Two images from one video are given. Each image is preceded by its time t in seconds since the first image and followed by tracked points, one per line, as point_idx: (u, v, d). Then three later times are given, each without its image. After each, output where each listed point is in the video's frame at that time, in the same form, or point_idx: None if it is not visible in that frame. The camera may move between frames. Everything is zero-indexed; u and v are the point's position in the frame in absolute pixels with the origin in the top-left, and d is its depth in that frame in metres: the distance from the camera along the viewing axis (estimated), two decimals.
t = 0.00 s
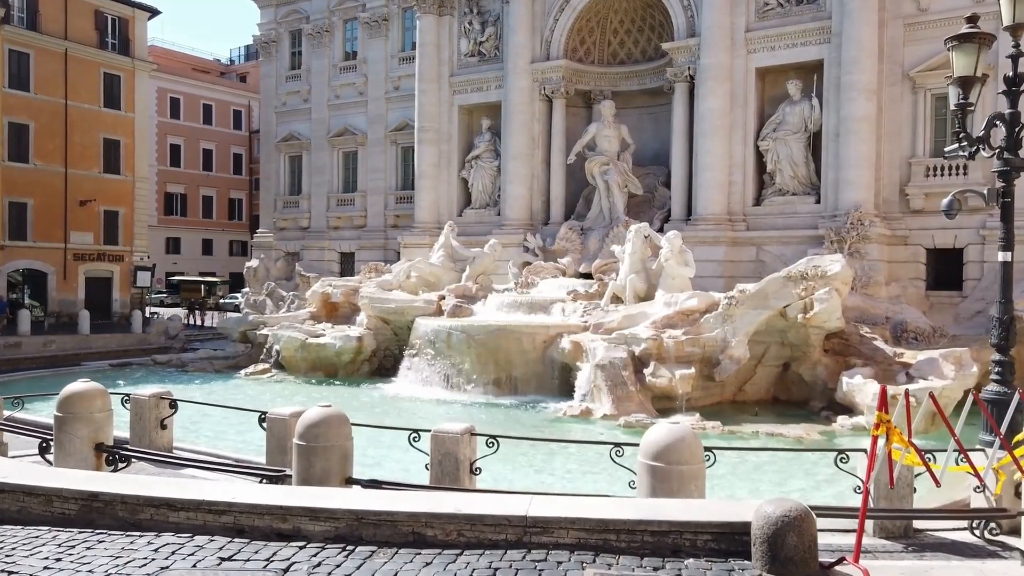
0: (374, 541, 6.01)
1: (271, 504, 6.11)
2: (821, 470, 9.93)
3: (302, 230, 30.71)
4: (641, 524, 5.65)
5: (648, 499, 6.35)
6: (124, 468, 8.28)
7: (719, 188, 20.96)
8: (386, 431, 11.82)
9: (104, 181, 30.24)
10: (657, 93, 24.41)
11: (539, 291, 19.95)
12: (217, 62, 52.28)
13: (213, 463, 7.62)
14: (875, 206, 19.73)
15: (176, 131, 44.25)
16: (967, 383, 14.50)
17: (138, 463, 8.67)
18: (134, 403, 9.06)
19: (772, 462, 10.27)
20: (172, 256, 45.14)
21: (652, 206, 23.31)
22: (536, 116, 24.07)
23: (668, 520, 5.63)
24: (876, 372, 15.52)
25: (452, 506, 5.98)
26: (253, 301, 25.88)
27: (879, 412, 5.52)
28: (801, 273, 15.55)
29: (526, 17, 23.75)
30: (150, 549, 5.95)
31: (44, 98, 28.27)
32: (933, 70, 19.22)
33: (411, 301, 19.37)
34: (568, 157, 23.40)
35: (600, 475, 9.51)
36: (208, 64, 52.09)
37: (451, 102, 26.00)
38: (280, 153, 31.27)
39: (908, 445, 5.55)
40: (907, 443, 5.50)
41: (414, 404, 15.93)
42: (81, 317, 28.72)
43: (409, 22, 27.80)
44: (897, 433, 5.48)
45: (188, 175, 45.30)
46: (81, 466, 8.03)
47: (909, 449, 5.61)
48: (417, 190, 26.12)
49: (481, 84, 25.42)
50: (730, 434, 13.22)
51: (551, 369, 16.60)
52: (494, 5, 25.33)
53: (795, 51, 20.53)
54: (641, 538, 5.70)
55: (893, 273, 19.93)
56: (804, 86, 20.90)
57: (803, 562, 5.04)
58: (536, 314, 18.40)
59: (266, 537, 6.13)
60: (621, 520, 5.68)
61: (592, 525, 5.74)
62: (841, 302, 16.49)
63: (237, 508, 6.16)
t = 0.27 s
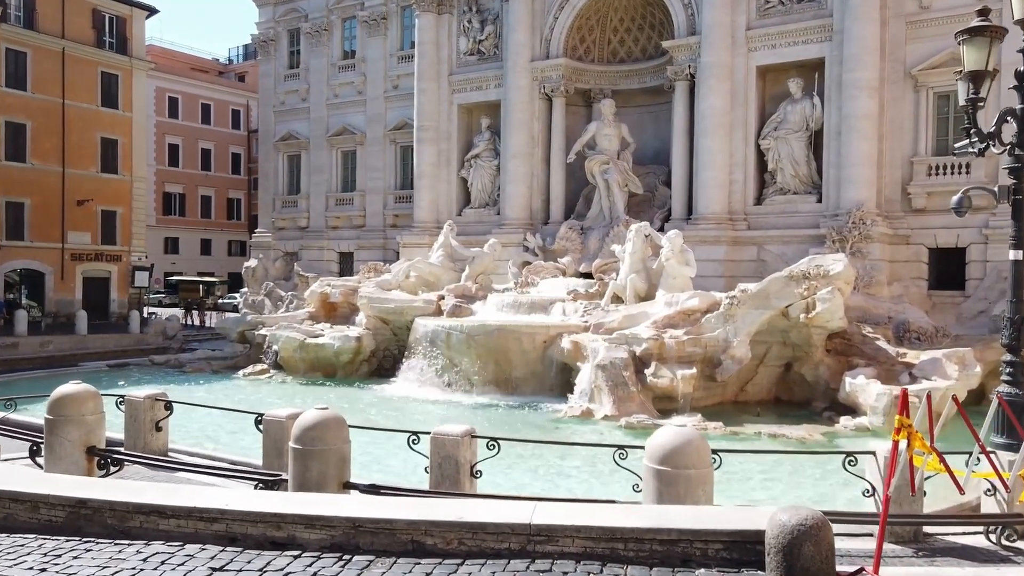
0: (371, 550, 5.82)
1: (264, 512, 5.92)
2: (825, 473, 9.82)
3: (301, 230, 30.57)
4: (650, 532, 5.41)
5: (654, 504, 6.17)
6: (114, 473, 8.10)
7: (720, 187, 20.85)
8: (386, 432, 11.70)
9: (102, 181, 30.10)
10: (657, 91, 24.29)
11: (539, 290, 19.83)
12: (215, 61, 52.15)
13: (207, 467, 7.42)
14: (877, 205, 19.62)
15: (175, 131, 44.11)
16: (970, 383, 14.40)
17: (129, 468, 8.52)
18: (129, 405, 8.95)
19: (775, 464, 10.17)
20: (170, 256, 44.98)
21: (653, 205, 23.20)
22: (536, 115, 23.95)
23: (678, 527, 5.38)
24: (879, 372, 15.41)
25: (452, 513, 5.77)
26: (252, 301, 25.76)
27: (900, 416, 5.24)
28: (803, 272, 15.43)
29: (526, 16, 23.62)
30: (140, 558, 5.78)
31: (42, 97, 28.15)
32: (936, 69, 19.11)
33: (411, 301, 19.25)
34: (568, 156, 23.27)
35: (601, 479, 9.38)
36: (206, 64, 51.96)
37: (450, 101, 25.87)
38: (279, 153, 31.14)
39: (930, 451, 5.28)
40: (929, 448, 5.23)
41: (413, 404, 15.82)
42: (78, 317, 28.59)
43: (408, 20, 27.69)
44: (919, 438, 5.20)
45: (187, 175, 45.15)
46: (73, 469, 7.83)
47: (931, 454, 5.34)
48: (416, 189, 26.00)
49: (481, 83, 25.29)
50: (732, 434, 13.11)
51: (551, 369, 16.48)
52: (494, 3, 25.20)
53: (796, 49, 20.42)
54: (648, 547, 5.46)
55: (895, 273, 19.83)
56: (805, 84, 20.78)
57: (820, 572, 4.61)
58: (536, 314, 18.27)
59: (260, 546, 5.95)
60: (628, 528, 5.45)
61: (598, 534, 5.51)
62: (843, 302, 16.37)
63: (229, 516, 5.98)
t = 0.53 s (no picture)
0: (366, 562, 5.43)
1: (253, 521, 5.54)
2: (830, 474, 9.66)
3: (298, 229, 30.42)
4: (659, 544, 5.03)
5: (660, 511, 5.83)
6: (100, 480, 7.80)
7: (719, 185, 20.72)
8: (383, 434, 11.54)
9: (97, 180, 29.91)
10: (656, 89, 24.15)
11: (537, 289, 19.69)
12: (212, 60, 51.95)
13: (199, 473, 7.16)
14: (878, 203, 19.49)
15: (171, 130, 43.91)
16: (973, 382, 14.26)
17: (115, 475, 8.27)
18: (120, 407, 8.79)
19: (778, 465, 10.02)
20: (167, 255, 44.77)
21: (652, 204, 23.05)
22: (534, 113, 23.81)
23: (689, 538, 5.00)
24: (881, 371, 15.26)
25: (452, 523, 5.39)
26: (249, 301, 25.61)
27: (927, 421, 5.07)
28: (804, 271, 15.28)
29: (524, 14, 23.48)
30: (122, 572, 5.43)
31: (36, 96, 27.96)
32: (936, 66, 18.97)
33: (408, 301, 19.10)
34: (567, 154, 23.13)
35: (602, 483, 9.21)
36: (203, 63, 51.79)
37: (448, 99, 25.73)
38: (276, 151, 30.99)
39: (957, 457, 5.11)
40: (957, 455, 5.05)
41: (411, 405, 15.67)
42: (74, 317, 28.40)
43: (405, 19, 27.56)
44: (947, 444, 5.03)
45: (183, 175, 44.96)
46: (58, 475, 7.42)
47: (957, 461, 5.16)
48: (414, 188, 25.86)
49: (479, 81, 25.13)
50: (734, 435, 12.97)
51: (550, 369, 16.33)
52: (491, 1, 25.06)
53: (796, 46, 20.29)
54: (659, 560, 5.07)
55: (895, 271, 19.70)
56: (805, 82, 20.65)
57: None
58: (535, 314, 18.12)
59: (250, 558, 5.57)
60: (636, 540, 5.06)
61: (605, 545, 5.13)
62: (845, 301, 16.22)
63: (217, 526, 5.59)
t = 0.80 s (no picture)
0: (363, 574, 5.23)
1: (246, 531, 5.34)
2: (834, 475, 9.55)
3: (295, 228, 30.26)
4: (669, 555, 4.81)
5: (666, 518, 5.63)
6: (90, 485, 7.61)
7: (719, 183, 20.60)
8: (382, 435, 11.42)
9: (93, 179, 29.75)
10: (655, 86, 24.02)
11: (536, 288, 19.57)
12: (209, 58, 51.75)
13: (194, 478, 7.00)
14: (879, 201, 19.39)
15: (168, 128, 43.74)
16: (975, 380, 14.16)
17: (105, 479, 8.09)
18: (113, 408, 8.69)
19: (781, 467, 9.91)
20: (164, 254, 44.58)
21: (651, 202, 22.94)
22: (532, 110, 23.68)
23: (701, 551, 4.80)
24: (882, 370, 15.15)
25: (451, 534, 5.18)
26: (246, 300, 25.46)
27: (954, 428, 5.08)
28: (806, 268, 15.08)
29: (522, 11, 23.34)
30: None
31: (31, 94, 27.79)
32: (937, 62, 18.88)
33: (406, 300, 18.97)
34: (565, 152, 22.99)
35: (603, 485, 9.09)
36: (200, 61, 51.60)
37: (446, 96, 25.58)
38: (273, 150, 30.82)
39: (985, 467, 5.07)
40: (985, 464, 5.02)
41: (409, 405, 15.54)
42: (70, 317, 28.24)
43: (402, 16, 27.42)
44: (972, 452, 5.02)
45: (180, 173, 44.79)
46: (47, 480, 7.22)
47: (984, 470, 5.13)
48: (412, 186, 25.73)
49: (477, 78, 25.00)
50: (735, 434, 12.86)
51: (549, 368, 16.21)
52: None
53: (796, 43, 20.17)
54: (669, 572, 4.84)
55: (896, 269, 19.59)
56: (805, 79, 20.53)
57: None
58: (534, 313, 18.00)
59: (242, 570, 5.38)
60: (646, 551, 4.84)
61: (612, 557, 4.91)
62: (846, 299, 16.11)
63: (206, 537, 5.39)
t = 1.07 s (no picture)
0: None
1: (242, 539, 5.19)
2: (838, 476, 9.45)
3: (293, 226, 30.11)
4: (679, 562, 4.71)
5: (676, 522, 5.48)
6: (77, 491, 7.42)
7: (719, 180, 20.48)
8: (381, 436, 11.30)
9: (90, 177, 29.60)
10: (655, 83, 23.89)
11: (536, 287, 19.43)
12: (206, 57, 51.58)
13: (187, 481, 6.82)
14: (880, 199, 19.29)
15: (165, 127, 43.59)
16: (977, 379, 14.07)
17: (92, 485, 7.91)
18: (107, 408, 8.58)
19: (784, 467, 9.82)
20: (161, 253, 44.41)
21: (651, 200, 22.82)
22: (531, 108, 23.55)
23: (715, 559, 4.69)
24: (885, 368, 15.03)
25: (455, 540, 5.06)
26: (244, 299, 25.32)
27: (983, 433, 5.06)
28: (807, 266, 14.98)
29: (521, 7, 23.19)
30: None
31: (27, 91, 27.65)
32: (939, 59, 18.78)
33: (405, 298, 18.85)
34: (565, 149, 22.86)
35: (605, 488, 8.97)
36: (198, 60, 51.44)
37: (445, 94, 25.43)
38: (271, 148, 30.67)
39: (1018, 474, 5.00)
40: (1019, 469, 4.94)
41: (408, 405, 15.41)
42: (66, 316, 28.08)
43: (401, 13, 27.29)
44: (1004, 455, 4.96)
45: (178, 172, 44.63)
46: (38, 483, 7.04)
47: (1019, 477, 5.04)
48: (410, 184, 25.60)
49: (475, 76, 24.87)
50: (737, 434, 12.77)
51: (549, 367, 16.09)
52: None
53: (797, 40, 20.05)
54: None
55: (897, 268, 19.48)
56: (806, 76, 20.42)
57: None
58: (533, 311, 17.87)
59: None
60: (658, 559, 4.73)
61: (624, 565, 4.79)
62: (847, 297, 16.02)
63: (200, 543, 5.26)
